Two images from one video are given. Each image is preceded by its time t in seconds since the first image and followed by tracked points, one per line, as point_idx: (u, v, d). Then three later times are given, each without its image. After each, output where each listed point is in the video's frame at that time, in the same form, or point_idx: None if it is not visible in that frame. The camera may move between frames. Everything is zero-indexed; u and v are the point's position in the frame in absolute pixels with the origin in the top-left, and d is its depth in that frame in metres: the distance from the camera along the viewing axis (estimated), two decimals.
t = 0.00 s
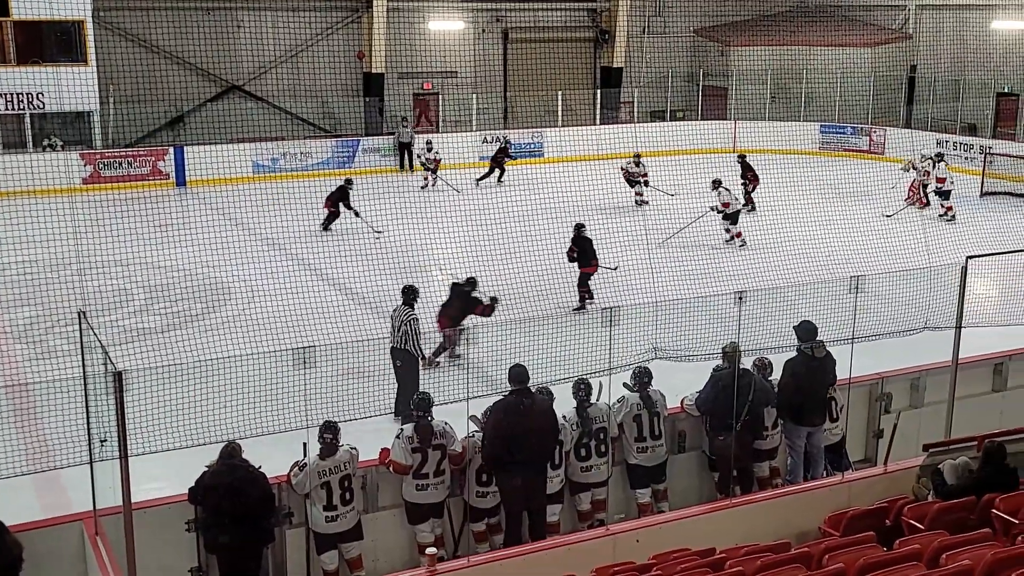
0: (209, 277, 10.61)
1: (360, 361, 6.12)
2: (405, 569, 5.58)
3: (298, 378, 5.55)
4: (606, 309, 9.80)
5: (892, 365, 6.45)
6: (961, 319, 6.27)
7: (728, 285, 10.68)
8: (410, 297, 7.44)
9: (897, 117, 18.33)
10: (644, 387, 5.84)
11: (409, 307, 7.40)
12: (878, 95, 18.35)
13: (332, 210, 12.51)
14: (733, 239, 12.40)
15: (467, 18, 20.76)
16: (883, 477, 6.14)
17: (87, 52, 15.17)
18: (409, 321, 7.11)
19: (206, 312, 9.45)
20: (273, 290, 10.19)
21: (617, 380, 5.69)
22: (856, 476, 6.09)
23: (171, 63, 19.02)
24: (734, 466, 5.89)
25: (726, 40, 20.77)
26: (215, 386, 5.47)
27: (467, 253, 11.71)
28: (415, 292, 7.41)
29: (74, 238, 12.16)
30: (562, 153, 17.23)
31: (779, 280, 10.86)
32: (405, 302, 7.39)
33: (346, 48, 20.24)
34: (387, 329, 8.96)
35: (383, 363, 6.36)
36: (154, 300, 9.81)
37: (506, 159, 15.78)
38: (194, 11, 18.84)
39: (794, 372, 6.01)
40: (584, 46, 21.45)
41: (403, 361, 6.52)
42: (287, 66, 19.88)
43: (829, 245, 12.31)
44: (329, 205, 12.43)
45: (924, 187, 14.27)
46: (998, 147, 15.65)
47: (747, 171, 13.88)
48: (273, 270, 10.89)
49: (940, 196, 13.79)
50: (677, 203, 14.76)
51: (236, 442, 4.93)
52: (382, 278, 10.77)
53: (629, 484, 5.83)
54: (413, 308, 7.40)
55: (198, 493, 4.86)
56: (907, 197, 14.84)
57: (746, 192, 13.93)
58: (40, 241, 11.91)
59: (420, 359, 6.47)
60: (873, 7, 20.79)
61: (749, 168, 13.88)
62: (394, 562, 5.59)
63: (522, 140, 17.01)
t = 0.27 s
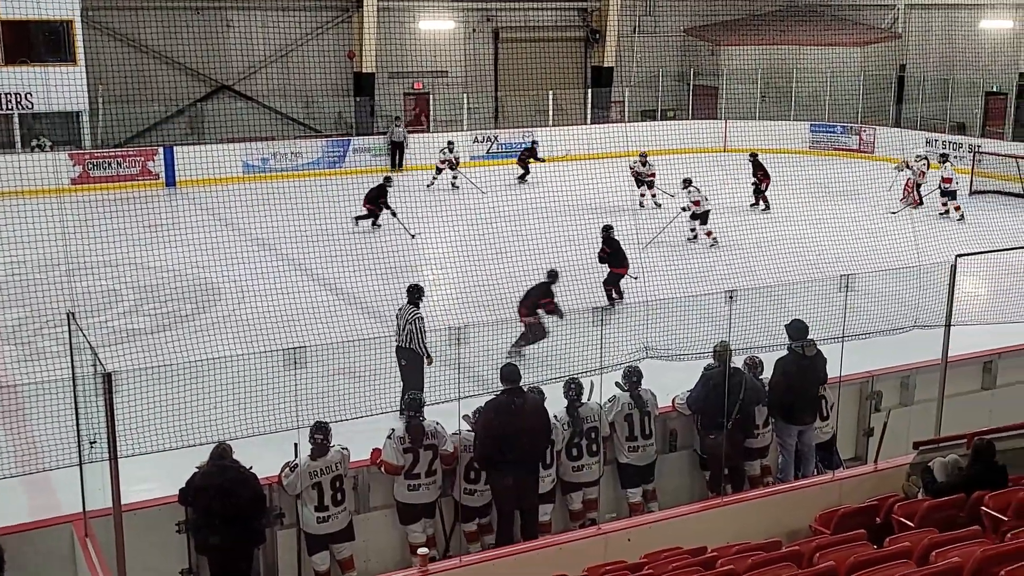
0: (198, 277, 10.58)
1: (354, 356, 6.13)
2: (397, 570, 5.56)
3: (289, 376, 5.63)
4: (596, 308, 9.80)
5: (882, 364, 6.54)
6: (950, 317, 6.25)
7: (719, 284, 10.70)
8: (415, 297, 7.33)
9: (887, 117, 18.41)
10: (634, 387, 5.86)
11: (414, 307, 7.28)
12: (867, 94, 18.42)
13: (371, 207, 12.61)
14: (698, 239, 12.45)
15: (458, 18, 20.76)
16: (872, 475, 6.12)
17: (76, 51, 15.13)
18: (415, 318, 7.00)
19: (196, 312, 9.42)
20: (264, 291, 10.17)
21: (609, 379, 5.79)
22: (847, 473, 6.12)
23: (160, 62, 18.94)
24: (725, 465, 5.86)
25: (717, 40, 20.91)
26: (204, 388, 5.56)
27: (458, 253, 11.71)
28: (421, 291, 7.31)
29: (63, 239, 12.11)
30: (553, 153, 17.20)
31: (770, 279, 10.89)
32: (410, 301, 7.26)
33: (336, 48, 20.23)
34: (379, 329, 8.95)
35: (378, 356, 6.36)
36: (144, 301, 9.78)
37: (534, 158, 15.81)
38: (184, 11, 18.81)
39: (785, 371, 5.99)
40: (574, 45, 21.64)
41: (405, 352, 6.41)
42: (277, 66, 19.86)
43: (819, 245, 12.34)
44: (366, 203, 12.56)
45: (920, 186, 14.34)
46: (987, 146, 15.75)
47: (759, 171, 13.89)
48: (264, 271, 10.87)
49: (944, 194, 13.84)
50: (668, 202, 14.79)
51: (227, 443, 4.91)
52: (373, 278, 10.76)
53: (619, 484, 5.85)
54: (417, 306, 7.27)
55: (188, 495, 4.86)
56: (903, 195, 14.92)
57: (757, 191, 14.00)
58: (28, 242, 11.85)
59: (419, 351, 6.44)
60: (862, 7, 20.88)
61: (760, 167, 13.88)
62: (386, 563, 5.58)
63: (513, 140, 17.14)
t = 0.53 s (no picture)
0: (168, 280, 10.51)
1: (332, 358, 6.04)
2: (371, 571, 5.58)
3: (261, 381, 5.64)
4: (569, 308, 9.80)
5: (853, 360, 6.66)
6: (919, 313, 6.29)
7: (691, 283, 10.73)
8: (402, 296, 7.33)
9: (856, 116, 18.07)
10: (607, 387, 5.88)
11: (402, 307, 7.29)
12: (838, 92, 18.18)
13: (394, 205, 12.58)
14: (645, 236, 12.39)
15: (429, 18, 20.75)
16: (843, 471, 6.14)
17: (43, 52, 15.04)
18: (403, 319, 7.04)
19: (166, 316, 9.36)
20: (235, 294, 10.11)
21: (583, 378, 5.79)
22: (819, 469, 6.14)
23: (129, 64, 18.78)
24: (698, 462, 5.87)
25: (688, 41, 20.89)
26: (183, 390, 5.41)
27: (432, 254, 11.68)
28: (408, 291, 7.31)
29: (30, 242, 11.99)
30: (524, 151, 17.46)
31: (742, 277, 10.93)
32: (398, 301, 7.25)
33: (307, 48, 20.10)
34: (351, 330, 8.92)
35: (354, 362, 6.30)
36: (114, 304, 9.70)
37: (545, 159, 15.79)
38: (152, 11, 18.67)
39: (758, 369, 6.02)
40: (546, 45, 21.63)
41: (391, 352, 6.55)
42: (247, 67, 19.87)
43: (792, 243, 12.40)
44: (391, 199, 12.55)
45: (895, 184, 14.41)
46: (955, 144, 15.97)
47: (750, 169, 14.02)
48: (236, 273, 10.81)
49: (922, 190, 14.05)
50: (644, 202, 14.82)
51: (198, 447, 4.87)
52: (345, 280, 10.71)
53: (593, 484, 5.89)
54: (405, 307, 7.28)
55: (159, 498, 4.81)
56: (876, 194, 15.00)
57: (749, 189, 14.12)
58: None
59: (406, 351, 6.54)
60: (832, 7, 21.00)
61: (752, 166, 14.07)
62: (361, 565, 5.59)
63: (486, 140, 17.25)
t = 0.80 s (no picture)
0: (119, 285, 10.39)
1: (284, 362, 5.92)
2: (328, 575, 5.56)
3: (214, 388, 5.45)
4: (524, 307, 9.82)
5: (804, 355, 6.70)
6: (869, 307, 6.38)
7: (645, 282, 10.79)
8: (372, 296, 7.31)
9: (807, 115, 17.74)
10: (564, 386, 5.90)
11: (371, 308, 7.28)
12: (788, 91, 17.92)
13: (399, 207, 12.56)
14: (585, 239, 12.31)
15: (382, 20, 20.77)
16: (798, 466, 6.20)
17: None
18: (371, 319, 6.98)
19: (117, 321, 9.26)
20: (187, 298, 10.02)
21: (539, 378, 5.81)
22: (774, 465, 6.19)
23: (78, 66, 18.66)
24: (654, 460, 5.93)
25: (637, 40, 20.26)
26: (128, 395, 5.33)
27: (387, 255, 11.65)
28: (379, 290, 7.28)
29: None
30: (480, 152, 17.38)
31: (696, 276, 11.02)
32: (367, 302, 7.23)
33: (259, 49, 19.95)
34: (306, 333, 8.88)
35: (308, 367, 6.20)
36: (63, 311, 9.56)
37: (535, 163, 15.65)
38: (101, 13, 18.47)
39: (711, 366, 6.08)
40: (501, 45, 22.04)
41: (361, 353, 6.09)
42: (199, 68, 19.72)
43: (746, 241, 12.49)
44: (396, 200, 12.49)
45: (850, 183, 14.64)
46: (904, 142, 16.34)
47: (720, 168, 14.11)
48: (189, 277, 10.71)
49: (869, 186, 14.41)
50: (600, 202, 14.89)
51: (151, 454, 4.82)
52: (299, 282, 10.64)
53: (550, 483, 5.85)
54: (373, 309, 7.24)
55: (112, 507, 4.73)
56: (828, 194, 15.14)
57: (718, 188, 14.23)
58: None
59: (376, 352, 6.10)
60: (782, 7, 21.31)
61: (720, 165, 14.09)
62: (318, 569, 5.58)
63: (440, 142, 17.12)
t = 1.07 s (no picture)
0: (86, 290, 10.31)
1: (259, 368, 5.91)
2: None
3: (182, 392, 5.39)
4: (494, 307, 9.83)
5: (774, 352, 6.70)
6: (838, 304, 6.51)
7: (615, 280, 10.84)
8: (354, 298, 7.12)
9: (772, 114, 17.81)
10: (534, 387, 5.90)
11: (353, 309, 7.14)
12: (753, 91, 17.79)
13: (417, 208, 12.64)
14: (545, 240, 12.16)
15: (349, 21, 20.62)
16: (768, 464, 6.22)
17: None
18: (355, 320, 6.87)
19: (83, 326, 9.17)
20: (154, 302, 9.95)
21: (509, 379, 5.83)
22: (742, 462, 6.22)
23: (40, 69, 18.40)
24: (624, 460, 5.90)
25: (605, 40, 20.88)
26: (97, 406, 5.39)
27: (356, 257, 11.64)
28: (360, 291, 7.11)
29: None
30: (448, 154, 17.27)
31: (666, 275, 11.08)
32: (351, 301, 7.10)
33: (225, 50, 19.66)
34: (275, 336, 8.84)
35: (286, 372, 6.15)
36: (29, 316, 9.45)
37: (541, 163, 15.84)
38: (63, 15, 18.27)
39: (679, 366, 6.09)
40: (467, 46, 22.01)
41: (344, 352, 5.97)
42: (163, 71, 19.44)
43: (716, 239, 12.57)
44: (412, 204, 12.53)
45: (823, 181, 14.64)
46: (869, 140, 16.47)
47: (703, 167, 14.28)
48: (156, 281, 10.63)
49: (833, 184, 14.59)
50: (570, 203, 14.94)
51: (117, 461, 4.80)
52: (268, 284, 10.60)
53: (521, 483, 5.82)
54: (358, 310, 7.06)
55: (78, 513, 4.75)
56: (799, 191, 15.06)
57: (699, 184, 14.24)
58: None
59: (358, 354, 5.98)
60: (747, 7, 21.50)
61: (705, 164, 14.33)
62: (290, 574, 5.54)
63: (408, 142, 17.13)
